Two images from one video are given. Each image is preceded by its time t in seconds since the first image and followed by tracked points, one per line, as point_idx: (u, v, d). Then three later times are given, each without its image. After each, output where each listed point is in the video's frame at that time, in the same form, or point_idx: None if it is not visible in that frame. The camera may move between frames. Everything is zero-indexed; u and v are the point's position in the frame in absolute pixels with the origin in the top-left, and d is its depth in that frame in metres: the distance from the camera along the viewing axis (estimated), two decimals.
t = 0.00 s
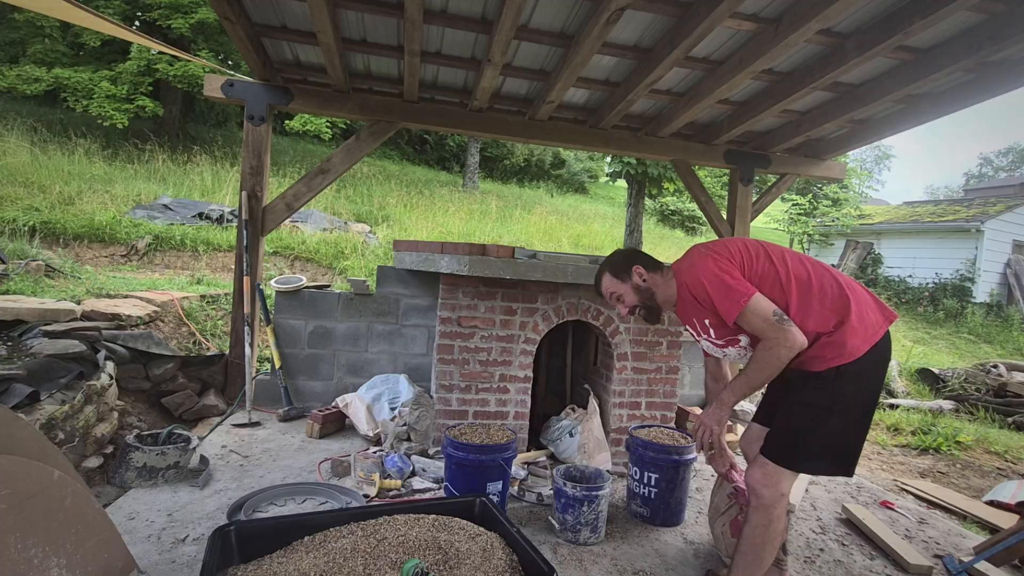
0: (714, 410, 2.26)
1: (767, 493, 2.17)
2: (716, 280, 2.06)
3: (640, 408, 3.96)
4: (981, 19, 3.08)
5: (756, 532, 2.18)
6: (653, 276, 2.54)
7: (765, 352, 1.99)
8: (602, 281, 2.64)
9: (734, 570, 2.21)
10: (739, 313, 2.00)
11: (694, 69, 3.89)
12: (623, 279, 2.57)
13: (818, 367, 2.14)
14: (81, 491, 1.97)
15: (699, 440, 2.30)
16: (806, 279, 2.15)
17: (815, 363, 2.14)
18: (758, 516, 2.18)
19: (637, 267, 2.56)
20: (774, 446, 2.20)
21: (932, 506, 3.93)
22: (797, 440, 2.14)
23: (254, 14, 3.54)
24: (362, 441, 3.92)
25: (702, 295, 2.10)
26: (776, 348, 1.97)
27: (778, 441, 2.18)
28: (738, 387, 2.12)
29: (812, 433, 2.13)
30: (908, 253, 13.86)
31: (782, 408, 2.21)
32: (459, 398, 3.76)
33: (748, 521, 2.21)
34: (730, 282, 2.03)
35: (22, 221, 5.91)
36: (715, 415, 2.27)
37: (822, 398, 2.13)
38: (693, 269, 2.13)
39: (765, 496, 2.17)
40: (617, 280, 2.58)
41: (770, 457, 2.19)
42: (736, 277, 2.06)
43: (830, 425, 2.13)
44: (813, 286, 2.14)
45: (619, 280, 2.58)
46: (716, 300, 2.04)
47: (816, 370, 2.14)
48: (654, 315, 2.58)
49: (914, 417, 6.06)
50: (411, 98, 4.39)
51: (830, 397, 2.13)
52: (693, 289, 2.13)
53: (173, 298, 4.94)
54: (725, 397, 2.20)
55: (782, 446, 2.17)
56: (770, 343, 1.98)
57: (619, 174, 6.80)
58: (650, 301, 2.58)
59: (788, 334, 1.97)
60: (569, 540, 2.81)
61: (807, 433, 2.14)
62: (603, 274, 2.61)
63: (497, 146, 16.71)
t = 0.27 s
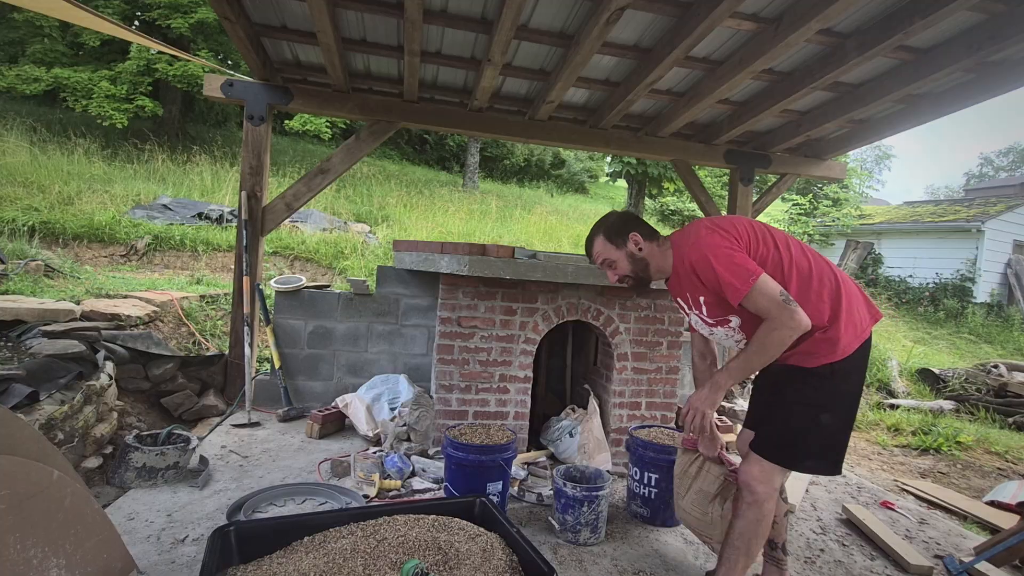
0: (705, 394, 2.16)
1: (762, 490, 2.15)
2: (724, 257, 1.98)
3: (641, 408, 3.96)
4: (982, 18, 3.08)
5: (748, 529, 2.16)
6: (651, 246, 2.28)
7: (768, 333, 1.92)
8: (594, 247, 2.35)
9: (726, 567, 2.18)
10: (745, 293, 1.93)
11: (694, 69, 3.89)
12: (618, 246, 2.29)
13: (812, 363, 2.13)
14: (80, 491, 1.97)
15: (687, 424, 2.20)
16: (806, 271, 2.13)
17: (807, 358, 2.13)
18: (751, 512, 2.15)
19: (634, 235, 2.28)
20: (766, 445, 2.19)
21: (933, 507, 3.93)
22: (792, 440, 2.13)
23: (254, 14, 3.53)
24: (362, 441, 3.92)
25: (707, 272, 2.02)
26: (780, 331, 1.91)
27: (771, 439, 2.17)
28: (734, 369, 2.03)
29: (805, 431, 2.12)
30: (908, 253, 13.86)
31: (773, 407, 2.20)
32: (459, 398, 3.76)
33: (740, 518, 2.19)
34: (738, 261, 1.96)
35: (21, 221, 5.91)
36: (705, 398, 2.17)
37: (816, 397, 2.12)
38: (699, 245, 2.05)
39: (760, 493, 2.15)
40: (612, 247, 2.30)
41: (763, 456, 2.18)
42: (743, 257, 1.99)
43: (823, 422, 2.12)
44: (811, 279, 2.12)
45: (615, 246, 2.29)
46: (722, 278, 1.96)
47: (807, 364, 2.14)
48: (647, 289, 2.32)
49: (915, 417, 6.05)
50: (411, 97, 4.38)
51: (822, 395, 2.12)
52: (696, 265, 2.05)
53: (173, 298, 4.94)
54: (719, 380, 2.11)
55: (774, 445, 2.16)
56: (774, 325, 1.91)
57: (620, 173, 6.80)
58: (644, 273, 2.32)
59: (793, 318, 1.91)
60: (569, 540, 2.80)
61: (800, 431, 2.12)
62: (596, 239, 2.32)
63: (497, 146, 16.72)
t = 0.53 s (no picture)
0: (697, 377, 2.06)
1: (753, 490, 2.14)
2: (727, 237, 1.93)
3: (641, 409, 3.96)
4: (982, 18, 3.07)
5: (740, 529, 2.15)
6: (644, 223, 2.22)
7: (766, 318, 1.89)
8: (585, 219, 2.25)
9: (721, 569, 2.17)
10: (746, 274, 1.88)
11: (694, 69, 3.88)
12: (609, 219, 2.21)
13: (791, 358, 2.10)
14: (80, 492, 1.96)
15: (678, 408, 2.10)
16: (798, 265, 2.11)
17: (792, 353, 2.11)
18: (743, 513, 2.14)
19: (627, 210, 2.21)
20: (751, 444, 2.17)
21: (933, 507, 3.92)
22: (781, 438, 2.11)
23: (253, 14, 3.53)
24: (361, 442, 3.91)
25: (708, 251, 1.96)
26: (778, 317, 1.87)
27: (757, 440, 2.16)
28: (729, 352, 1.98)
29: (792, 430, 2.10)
30: (909, 253, 13.86)
31: (756, 407, 2.18)
32: (459, 399, 3.76)
33: (730, 520, 2.18)
34: (741, 243, 1.92)
35: (21, 221, 5.90)
36: (697, 381, 2.07)
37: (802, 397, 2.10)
38: (701, 223, 2.00)
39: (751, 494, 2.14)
40: (602, 220, 2.22)
41: (747, 456, 2.17)
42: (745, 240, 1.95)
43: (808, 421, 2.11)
44: (803, 272, 2.11)
45: (607, 219, 2.20)
46: (723, 258, 1.90)
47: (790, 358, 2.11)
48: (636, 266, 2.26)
49: (915, 418, 6.05)
50: (410, 97, 4.37)
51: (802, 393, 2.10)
52: (697, 244, 2.00)
53: (173, 298, 4.93)
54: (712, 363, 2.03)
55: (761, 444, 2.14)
56: (773, 309, 1.88)
57: (620, 173, 6.80)
58: (635, 250, 2.25)
59: (791, 304, 1.87)
60: (569, 541, 2.80)
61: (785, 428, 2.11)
62: (587, 212, 2.23)
63: (497, 146, 16.72)
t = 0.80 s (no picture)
0: (687, 384, 1.94)
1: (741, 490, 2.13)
2: (709, 240, 1.92)
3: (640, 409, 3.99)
4: (982, 18, 3.07)
5: (730, 530, 2.14)
6: (620, 235, 2.19)
7: (754, 316, 1.88)
8: (561, 234, 2.21)
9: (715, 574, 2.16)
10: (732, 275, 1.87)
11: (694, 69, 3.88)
12: (586, 234, 2.17)
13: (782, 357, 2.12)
14: (79, 492, 1.95)
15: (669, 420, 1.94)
16: (776, 262, 2.12)
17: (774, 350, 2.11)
18: (733, 514, 2.13)
19: (603, 223, 2.17)
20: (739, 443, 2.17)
21: (934, 508, 3.91)
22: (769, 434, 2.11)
23: (253, 14, 3.53)
24: (361, 442, 3.90)
25: (691, 255, 1.95)
26: (766, 315, 1.86)
27: (747, 440, 2.15)
28: (719, 355, 1.93)
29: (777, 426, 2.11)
30: (909, 253, 13.86)
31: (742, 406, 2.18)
32: (458, 399, 3.75)
33: (721, 522, 2.17)
34: (723, 244, 1.91)
35: (20, 221, 5.90)
36: (687, 389, 1.94)
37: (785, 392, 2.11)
38: (680, 227, 1.99)
39: (738, 494, 2.14)
40: (578, 234, 2.18)
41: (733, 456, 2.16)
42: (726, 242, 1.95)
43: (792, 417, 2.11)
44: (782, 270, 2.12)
45: (583, 232, 2.16)
46: (708, 260, 1.89)
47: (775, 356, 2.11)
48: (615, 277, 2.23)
49: (915, 418, 6.04)
50: (410, 97, 4.37)
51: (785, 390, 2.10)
52: (680, 247, 1.98)
53: (172, 298, 4.93)
54: (702, 368, 1.96)
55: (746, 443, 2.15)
56: (761, 308, 1.87)
57: (620, 173, 6.80)
58: (614, 260, 2.22)
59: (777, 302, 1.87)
60: (569, 542, 2.80)
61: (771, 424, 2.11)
62: (563, 226, 2.19)
63: (497, 145, 16.72)
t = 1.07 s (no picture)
0: (674, 389, 1.95)
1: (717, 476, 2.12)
2: (678, 251, 1.94)
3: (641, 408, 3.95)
4: (982, 18, 3.07)
5: (713, 519, 2.12)
6: (590, 255, 2.10)
7: (729, 317, 1.91)
8: (532, 259, 2.08)
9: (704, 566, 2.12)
10: (704, 282, 1.90)
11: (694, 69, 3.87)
12: (556, 257, 2.07)
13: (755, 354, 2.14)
14: (78, 492, 1.95)
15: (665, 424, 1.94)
16: (739, 264, 2.16)
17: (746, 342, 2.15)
18: (713, 501, 2.11)
19: (570, 245, 2.08)
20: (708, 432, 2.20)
21: (934, 508, 3.91)
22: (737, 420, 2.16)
23: (253, 14, 3.52)
24: (360, 442, 3.89)
25: (663, 266, 1.95)
26: (738, 314, 1.91)
27: (721, 424, 2.17)
28: (700, 357, 1.95)
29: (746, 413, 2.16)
30: (909, 253, 13.86)
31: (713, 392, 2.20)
32: (458, 399, 3.75)
33: (703, 511, 2.14)
34: (693, 255, 1.93)
35: (19, 221, 5.89)
36: (679, 394, 1.95)
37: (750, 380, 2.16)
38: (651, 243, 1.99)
39: (714, 480, 2.12)
40: (550, 258, 2.07)
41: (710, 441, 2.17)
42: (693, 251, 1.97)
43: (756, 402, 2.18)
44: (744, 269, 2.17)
45: (556, 255, 2.06)
46: (680, 271, 1.91)
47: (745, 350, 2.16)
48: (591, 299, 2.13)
49: (916, 419, 6.04)
50: (409, 97, 4.36)
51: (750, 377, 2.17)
52: (653, 262, 1.98)
53: (172, 298, 4.92)
54: (685, 372, 1.96)
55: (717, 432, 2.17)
56: (734, 308, 1.91)
57: (620, 173, 6.80)
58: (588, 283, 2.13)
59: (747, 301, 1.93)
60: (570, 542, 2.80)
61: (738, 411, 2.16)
62: (534, 251, 2.07)
63: (497, 146, 16.70)
